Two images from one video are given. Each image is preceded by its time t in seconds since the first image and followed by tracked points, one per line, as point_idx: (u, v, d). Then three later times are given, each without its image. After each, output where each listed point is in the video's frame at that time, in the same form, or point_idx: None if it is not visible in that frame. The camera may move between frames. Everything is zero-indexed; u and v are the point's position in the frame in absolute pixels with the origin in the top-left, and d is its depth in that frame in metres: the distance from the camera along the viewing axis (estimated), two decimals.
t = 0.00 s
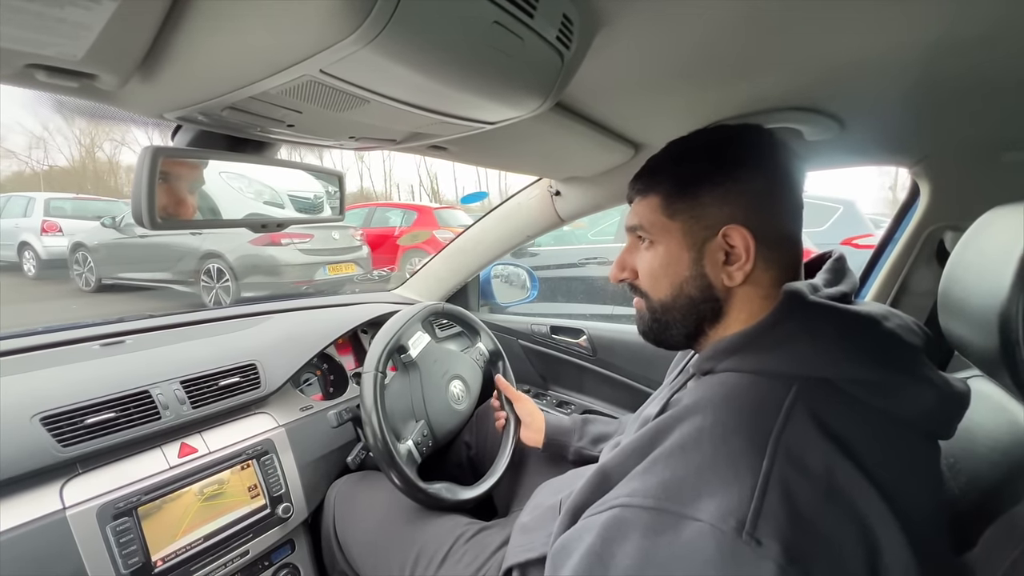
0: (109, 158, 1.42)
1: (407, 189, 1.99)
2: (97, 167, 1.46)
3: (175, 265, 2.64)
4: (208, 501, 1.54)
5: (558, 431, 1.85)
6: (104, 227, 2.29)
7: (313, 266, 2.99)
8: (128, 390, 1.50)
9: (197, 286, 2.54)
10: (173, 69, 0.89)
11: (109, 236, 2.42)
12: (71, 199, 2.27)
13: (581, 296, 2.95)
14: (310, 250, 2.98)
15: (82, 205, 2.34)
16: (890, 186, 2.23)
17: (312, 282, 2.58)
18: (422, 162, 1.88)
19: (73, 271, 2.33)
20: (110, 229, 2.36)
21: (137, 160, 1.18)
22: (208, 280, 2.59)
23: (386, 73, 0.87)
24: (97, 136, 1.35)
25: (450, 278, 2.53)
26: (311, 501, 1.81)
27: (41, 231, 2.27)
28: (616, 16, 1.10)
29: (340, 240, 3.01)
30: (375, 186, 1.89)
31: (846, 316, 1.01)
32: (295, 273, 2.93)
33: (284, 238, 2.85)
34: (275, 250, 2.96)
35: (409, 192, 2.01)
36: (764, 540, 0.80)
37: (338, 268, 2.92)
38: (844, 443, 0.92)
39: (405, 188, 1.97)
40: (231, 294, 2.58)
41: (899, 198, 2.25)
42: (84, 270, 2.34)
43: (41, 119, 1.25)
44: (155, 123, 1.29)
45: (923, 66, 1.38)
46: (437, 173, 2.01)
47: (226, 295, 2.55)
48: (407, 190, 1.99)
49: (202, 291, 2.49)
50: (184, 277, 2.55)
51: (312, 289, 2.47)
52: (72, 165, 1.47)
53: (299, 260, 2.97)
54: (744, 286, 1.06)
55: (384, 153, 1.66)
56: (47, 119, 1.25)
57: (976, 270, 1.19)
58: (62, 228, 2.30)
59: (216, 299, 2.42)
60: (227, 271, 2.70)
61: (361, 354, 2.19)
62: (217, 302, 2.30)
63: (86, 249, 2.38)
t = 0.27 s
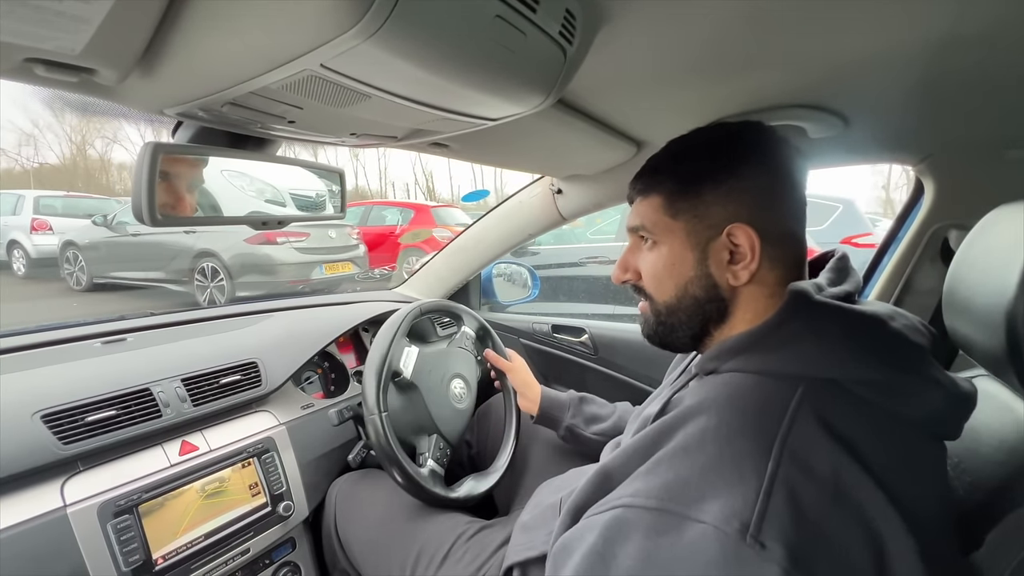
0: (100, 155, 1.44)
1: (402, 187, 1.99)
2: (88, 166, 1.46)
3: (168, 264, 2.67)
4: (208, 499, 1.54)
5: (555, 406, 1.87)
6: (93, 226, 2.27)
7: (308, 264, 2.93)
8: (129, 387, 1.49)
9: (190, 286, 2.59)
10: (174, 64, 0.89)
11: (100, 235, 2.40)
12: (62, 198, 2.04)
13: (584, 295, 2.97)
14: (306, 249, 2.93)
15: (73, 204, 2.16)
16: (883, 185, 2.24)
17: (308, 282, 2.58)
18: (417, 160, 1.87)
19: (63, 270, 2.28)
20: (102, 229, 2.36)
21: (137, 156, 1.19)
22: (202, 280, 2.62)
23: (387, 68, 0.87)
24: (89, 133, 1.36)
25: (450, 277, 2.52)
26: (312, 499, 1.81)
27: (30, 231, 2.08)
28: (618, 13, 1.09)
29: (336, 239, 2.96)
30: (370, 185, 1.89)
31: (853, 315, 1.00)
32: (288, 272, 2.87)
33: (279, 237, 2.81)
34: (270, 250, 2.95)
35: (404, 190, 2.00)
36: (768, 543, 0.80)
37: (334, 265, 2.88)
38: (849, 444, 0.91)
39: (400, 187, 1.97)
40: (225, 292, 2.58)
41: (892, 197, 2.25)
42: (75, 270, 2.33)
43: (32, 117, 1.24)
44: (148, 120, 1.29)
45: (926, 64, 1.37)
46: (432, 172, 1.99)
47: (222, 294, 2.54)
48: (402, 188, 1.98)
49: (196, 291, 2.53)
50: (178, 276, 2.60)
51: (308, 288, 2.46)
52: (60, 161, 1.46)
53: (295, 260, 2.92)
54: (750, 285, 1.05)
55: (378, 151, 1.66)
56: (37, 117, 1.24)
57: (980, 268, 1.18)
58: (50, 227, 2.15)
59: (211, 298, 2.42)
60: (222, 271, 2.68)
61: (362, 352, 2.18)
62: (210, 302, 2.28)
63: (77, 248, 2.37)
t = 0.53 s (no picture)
0: (94, 152, 1.46)
1: (398, 185, 1.99)
2: (82, 164, 1.49)
3: (164, 263, 2.68)
4: (210, 496, 1.54)
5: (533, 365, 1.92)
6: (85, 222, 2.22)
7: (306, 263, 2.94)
8: (131, 385, 1.50)
9: (187, 285, 2.58)
10: (177, 63, 0.89)
11: (94, 232, 2.40)
12: (54, 195, 1.95)
13: (584, 294, 3.01)
14: (303, 247, 2.97)
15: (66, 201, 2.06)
16: (877, 185, 2.24)
17: (304, 281, 2.58)
18: (414, 159, 1.88)
19: (57, 268, 2.26)
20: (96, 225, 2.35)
21: (139, 156, 1.19)
22: (199, 278, 2.65)
23: (390, 67, 0.87)
24: (82, 130, 1.37)
25: (451, 276, 2.52)
26: (313, 497, 1.81)
27: (24, 228, 2.05)
28: (621, 12, 1.09)
29: (334, 238, 2.94)
30: (367, 183, 1.88)
31: (873, 318, 0.99)
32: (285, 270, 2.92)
33: (275, 235, 2.92)
34: (267, 249, 2.96)
35: (401, 189, 2.01)
36: (757, 537, 0.81)
37: (333, 265, 2.92)
38: (852, 445, 0.91)
39: (396, 186, 1.98)
40: (221, 292, 2.62)
41: (887, 196, 2.25)
42: (67, 268, 2.27)
43: (22, 113, 1.23)
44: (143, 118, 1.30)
45: (928, 64, 1.37)
46: (429, 170, 1.99)
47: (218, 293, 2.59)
48: (398, 187, 1.99)
49: (192, 289, 2.55)
50: (174, 275, 2.63)
51: (303, 287, 2.46)
52: (56, 160, 1.44)
53: (292, 258, 2.96)
54: (769, 286, 1.05)
55: (374, 150, 1.68)
56: (28, 112, 1.23)
57: (983, 268, 1.18)
58: (45, 224, 2.12)
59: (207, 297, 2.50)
60: (217, 269, 2.68)
61: (364, 351, 2.18)
62: (206, 301, 2.27)
63: (69, 246, 2.34)
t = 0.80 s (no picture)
0: (87, 149, 1.44)
1: (395, 183, 1.99)
2: (75, 160, 1.46)
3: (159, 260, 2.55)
4: (208, 495, 1.52)
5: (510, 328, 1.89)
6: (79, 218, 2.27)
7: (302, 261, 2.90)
8: (127, 382, 1.47)
9: (183, 284, 2.46)
10: (175, 50, 0.87)
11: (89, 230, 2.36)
12: (47, 191, 1.99)
13: (583, 292, 2.97)
14: (300, 245, 2.90)
15: (60, 197, 2.13)
16: (873, 181, 2.22)
17: (301, 278, 2.55)
18: (412, 155, 1.87)
19: (50, 265, 2.18)
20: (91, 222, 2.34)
21: (137, 146, 1.17)
22: (195, 276, 2.51)
23: (393, 55, 0.85)
24: (76, 126, 1.34)
25: (451, 273, 2.47)
26: (313, 496, 1.79)
27: (17, 225, 2.04)
28: (628, 3, 1.08)
29: (331, 235, 2.93)
30: (364, 180, 1.88)
31: (883, 311, 0.98)
32: (282, 269, 2.79)
33: (273, 231, 2.81)
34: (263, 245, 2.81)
35: (398, 186, 2.01)
36: (778, 536, 0.80)
37: (329, 262, 2.87)
38: (870, 442, 0.90)
39: (394, 183, 1.97)
40: (218, 288, 2.44)
41: (882, 194, 2.24)
42: (61, 266, 2.21)
43: (14, 109, 1.21)
44: (136, 110, 1.28)
45: (935, 58, 1.36)
46: (426, 168, 1.98)
47: (214, 289, 2.40)
48: (396, 184, 1.98)
49: (188, 287, 2.43)
50: (169, 272, 2.50)
51: (301, 284, 2.45)
52: (50, 156, 1.41)
53: (289, 256, 2.87)
54: (776, 279, 1.04)
55: (372, 144, 1.66)
56: (20, 107, 1.21)
57: (989, 263, 1.17)
58: (38, 221, 2.09)
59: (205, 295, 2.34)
60: (214, 267, 2.55)
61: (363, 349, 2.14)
62: (204, 298, 2.24)
63: (62, 243, 2.25)
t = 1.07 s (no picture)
0: (83, 148, 1.42)
1: (393, 183, 1.96)
2: (70, 159, 1.46)
3: (156, 260, 2.63)
4: (198, 500, 1.52)
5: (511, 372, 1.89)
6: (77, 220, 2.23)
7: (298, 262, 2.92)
8: (116, 387, 1.47)
9: (179, 284, 2.52)
10: (158, 60, 0.87)
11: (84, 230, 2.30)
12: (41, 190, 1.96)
13: (578, 292, 2.92)
14: (296, 245, 2.93)
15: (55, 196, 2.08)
16: (869, 183, 2.25)
17: (297, 279, 2.56)
18: (410, 157, 1.85)
19: (45, 266, 2.16)
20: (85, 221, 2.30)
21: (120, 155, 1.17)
22: (191, 276, 2.58)
23: (375, 66, 0.85)
24: (71, 127, 1.33)
25: (445, 275, 2.51)
26: (304, 499, 1.80)
27: (12, 224, 2.02)
28: (613, 11, 1.08)
29: (328, 235, 2.93)
30: (361, 180, 1.86)
31: (882, 327, 1.00)
32: (277, 268, 2.84)
33: (269, 232, 2.72)
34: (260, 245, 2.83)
35: (395, 186, 1.98)
36: (782, 562, 0.81)
37: (326, 263, 2.90)
38: (873, 462, 0.91)
39: (391, 182, 1.94)
40: (214, 290, 2.56)
41: (878, 195, 2.26)
42: (56, 266, 2.18)
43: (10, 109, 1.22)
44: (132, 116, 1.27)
45: (920, 65, 1.37)
46: (424, 168, 1.98)
47: (210, 291, 2.51)
48: (393, 184, 1.95)
49: (183, 287, 2.49)
50: (166, 273, 2.54)
51: (296, 286, 2.45)
52: (47, 156, 1.42)
53: (284, 257, 2.89)
54: (764, 281, 1.04)
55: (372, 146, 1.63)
56: (15, 108, 1.21)
57: (971, 269, 1.18)
58: (33, 220, 2.08)
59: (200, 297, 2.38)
60: (211, 267, 2.62)
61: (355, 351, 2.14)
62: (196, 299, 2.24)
63: (59, 243, 2.23)
